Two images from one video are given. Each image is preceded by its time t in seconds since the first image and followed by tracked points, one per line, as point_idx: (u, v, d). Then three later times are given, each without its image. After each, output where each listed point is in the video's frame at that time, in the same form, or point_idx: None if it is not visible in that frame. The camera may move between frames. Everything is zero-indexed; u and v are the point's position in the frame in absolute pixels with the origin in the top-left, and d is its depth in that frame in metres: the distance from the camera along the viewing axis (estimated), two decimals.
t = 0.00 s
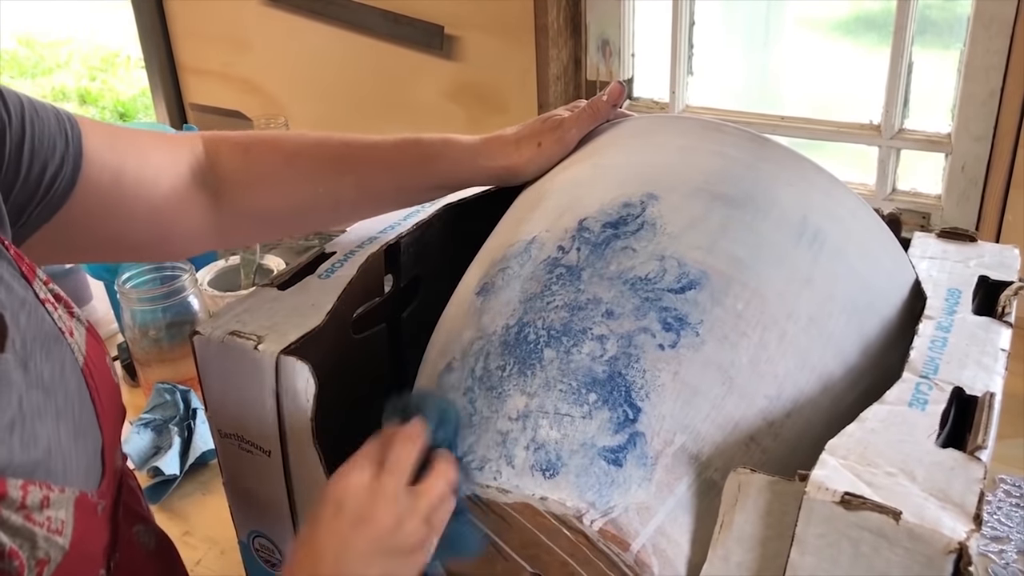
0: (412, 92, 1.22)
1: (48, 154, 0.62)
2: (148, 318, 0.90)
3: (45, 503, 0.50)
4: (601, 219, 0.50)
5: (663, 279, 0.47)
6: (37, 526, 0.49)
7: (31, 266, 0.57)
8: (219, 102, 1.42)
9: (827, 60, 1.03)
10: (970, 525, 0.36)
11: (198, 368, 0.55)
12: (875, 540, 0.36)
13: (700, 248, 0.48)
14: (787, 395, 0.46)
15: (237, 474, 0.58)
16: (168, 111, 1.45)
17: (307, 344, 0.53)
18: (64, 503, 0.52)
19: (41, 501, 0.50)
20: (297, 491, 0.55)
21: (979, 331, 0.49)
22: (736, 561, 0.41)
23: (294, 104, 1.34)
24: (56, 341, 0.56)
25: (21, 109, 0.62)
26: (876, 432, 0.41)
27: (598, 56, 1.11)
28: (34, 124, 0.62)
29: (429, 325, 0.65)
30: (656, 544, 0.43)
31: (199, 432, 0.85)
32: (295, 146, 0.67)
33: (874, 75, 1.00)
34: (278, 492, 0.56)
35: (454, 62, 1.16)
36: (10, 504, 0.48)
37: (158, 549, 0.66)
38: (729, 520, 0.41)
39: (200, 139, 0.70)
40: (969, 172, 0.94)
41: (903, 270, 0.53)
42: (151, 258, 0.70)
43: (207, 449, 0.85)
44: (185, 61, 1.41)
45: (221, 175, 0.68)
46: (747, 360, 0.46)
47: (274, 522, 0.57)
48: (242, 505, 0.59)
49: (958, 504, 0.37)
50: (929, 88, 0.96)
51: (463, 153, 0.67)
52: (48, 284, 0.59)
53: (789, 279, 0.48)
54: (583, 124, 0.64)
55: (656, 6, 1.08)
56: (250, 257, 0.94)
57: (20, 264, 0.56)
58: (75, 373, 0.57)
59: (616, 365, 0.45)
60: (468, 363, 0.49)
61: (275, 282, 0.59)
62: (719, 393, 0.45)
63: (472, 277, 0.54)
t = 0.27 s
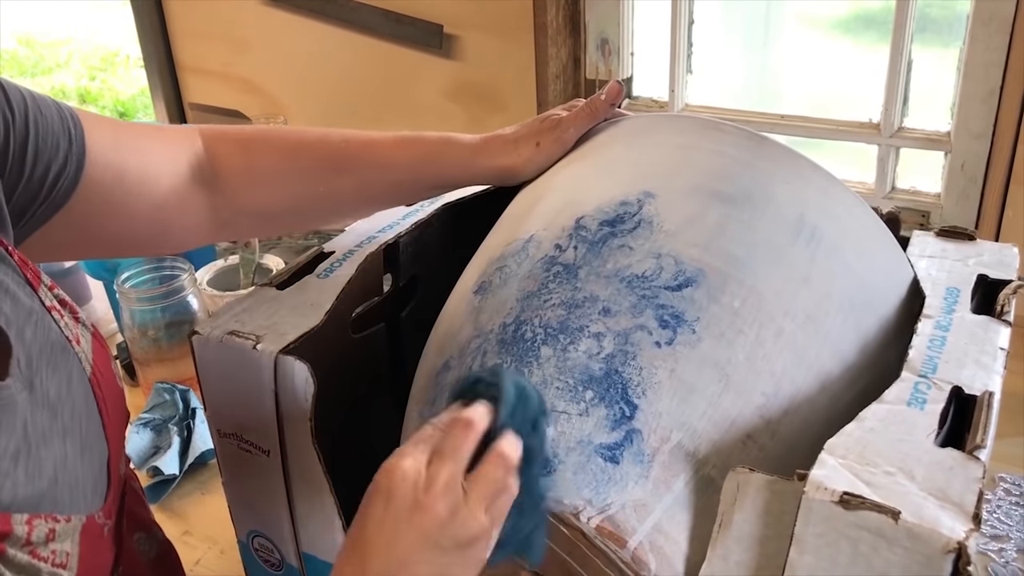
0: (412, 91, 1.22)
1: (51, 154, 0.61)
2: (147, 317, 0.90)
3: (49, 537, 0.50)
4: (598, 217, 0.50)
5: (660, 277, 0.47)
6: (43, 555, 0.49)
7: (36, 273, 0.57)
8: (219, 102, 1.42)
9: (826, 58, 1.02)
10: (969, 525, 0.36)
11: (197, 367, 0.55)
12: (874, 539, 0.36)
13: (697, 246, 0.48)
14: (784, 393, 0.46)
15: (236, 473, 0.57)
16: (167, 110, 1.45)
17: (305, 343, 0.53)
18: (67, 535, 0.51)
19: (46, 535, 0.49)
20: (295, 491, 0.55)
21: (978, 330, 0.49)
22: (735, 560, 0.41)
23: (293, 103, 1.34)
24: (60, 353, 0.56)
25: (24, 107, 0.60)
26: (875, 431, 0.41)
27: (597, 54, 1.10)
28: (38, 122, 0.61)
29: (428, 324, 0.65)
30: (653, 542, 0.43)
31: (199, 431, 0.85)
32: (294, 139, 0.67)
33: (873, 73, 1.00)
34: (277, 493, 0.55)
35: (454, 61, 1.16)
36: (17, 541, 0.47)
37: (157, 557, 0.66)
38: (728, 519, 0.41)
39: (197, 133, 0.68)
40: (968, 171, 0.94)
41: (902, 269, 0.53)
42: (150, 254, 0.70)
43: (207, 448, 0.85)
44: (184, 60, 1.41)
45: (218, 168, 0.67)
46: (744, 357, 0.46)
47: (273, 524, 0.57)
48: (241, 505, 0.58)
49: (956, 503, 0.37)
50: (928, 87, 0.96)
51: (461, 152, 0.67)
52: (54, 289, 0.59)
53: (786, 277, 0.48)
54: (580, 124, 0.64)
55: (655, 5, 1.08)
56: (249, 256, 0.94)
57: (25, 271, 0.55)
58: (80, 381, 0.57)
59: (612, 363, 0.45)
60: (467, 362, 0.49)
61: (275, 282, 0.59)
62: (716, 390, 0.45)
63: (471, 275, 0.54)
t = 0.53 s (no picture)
0: (411, 91, 1.22)
1: (59, 159, 0.61)
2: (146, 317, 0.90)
3: (67, 546, 0.50)
4: (592, 217, 0.50)
5: (654, 277, 0.47)
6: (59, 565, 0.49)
7: (44, 279, 0.56)
8: (218, 102, 1.42)
9: (826, 58, 1.02)
10: (965, 524, 0.36)
11: (196, 368, 0.55)
12: (870, 539, 0.36)
13: (691, 246, 0.48)
14: (779, 392, 0.46)
15: (235, 475, 0.57)
16: (166, 110, 1.45)
17: (303, 344, 0.53)
18: (84, 545, 0.52)
19: (63, 545, 0.50)
20: (294, 493, 0.55)
21: (975, 329, 0.49)
22: (733, 560, 0.41)
23: (292, 103, 1.34)
24: (70, 360, 0.55)
25: (31, 112, 0.60)
26: (871, 430, 0.41)
27: (596, 54, 1.10)
28: (45, 127, 0.61)
29: (427, 325, 0.65)
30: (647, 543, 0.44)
31: (198, 432, 0.86)
32: (292, 143, 0.67)
33: (872, 71, 1.00)
34: (276, 494, 0.55)
35: (453, 61, 1.16)
36: (35, 551, 0.48)
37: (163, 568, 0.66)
38: (725, 519, 0.41)
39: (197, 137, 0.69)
40: (967, 170, 0.94)
41: (897, 267, 0.53)
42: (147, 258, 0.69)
43: (206, 449, 0.85)
44: (183, 60, 1.41)
45: (217, 173, 0.67)
46: (738, 357, 0.46)
47: (272, 525, 0.57)
48: (241, 507, 0.58)
49: (953, 503, 0.37)
50: (926, 86, 0.96)
51: (458, 153, 0.67)
52: (62, 297, 0.59)
53: (780, 276, 0.48)
54: (576, 124, 0.64)
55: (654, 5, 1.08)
56: (248, 256, 0.94)
57: (35, 278, 0.55)
58: (88, 389, 0.56)
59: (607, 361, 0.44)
60: (463, 362, 0.49)
61: (274, 282, 0.59)
62: (710, 389, 0.45)
63: (468, 275, 0.54)
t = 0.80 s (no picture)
0: (410, 92, 1.22)
1: (69, 163, 0.61)
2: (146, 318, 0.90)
3: (96, 533, 0.49)
4: (588, 218, 0.50)
5: (649, 278, 0.47)
6: (87, 558, 0.49)
7: (59, 279, 0.55)
8: (216, 103, 1.42)
9: (826, 58, 1.02)
10: (961, 523, 0.36)
11: (194, 369, 0.55)
12: (867, 538, 0.36)
13: (686, 247, 0.48)
14: (775, 393, 0.46)
15: (234, 475, 0.57)
16: (165, 111, 1.46)
17: (301, 345, 0.53)
18: (112, 534, 0.51)
19: (92, 532, 0.49)
20: (293, 493, 0.55)
21: (972, 329, 0.49)
22: (730, 560, 0.41)
23: (291, 104, 1.34)
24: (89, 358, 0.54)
25: (42, 116, 0.60)
26: (868, 430, 0.41)
27: (594, 55, 1.10)
28: (55, 131, 0.60)
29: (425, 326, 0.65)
30: (644, 544, 0.44)
31: (196, 432, 0.85)
32: (290, 148, 0.68)
33: (870, 71, 1.00)
34: (274, 494, 0.55)
35: (452, 62, 1.16)
36: (66, 536, 0.47)
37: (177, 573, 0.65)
38: (723, 519, 0.41)
39: (197, 144, 0.70)
40: (966, 170, 0.94)
41: (894, 268, 0.53)
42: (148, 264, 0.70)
43: (205, 449, 0.85)
44: (182, 61, 1.41)
45: (216, 179, 0.68)
46: (733, 358, 0.46)
47: (271, 526, 0.57)
48: (239, 508, 0.58)
49: (949, 502, 0.37)
50: (924, 86, 0.96)
51: (455, 153, 0.67)
52: (77, 296, 0.57)
53: (776, 276, 0.48)
54: (572, 124, 0.64)
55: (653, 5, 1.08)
56: (247, 256, 0.93)
57: (50, 278, 0.54)
58: (109, 388, 0.55)
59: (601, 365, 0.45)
60: (459, 364, 0.50)
61: (271, 283, 0.59)
62: (705, 391, 0.45)
63: (464, 275, 0.55)
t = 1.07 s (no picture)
0: (409, 94, 1.22)
1: (76, 167, 0.61)
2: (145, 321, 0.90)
3: (140, 485, 0.49)
4: (587, 221, 0.50)
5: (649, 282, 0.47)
6: (133, 508, 0.48)
7: (71, 275, 0.54)
8: (216, 106, 1.42)
9: (825, 58, 1.02)
10: (957, 524, 0.36)
11: (194, 371, 0.56)
12: (863, 539, 0.37)
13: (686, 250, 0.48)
14: (774, 396, 0.46)
15: (234, 478, 0.58)
16: (164, 113, 1.46)
17: (300, 347, 0.53)
18: (151, 490, 0.50)
19: (136, 485, 0.49)
20: (292, 496, 0.55)
21: (969, 331, 0.49)
22: (727, 561, 0.41)
23: (290, 106, 1.34)
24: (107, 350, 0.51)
25: (48, 123, 0.60)
26: (864, 432, 0.41)
27: (593, 57, 1.10)
28: (61, 137, 0.61)
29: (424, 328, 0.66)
30: (643, 546, 0.44)
31: (195, 434, 0.85)
32: (290, 159, 0.69)
33: (868, 72, 1.00)
34: (273, 496, 0.56)
35: (450, 64, 1.17)
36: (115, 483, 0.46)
37: None
38: (720, 520, 0.41)
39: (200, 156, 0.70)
40: (963, 172, 0.94)
41: (892, 270, 0.53)
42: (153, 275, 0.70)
43: (204, 451, 0.85)
44: (181, 63, 1.41)
45: (219, 188, 0.68)
46: (732, 361, 0.46)
47: (270, 528, 0.57)
48: (238, 510, 0.59)
49: (945, 503, 0.37)
50: (922, 88, 0.96)
51: (453, 157, 0.67)
52: (88, 290, 0.56)
53: (775, 280, 0.48)
54: (569, 127, 0.64)
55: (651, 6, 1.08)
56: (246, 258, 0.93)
57: (63, 272, 0.52)
58: (128, 382, 0.52)
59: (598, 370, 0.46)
60: (458, 367, 0.50)
61: (270, 286, 0.60)
62: (705, 394, 0.45)
63: (464, 278, 0.55)
